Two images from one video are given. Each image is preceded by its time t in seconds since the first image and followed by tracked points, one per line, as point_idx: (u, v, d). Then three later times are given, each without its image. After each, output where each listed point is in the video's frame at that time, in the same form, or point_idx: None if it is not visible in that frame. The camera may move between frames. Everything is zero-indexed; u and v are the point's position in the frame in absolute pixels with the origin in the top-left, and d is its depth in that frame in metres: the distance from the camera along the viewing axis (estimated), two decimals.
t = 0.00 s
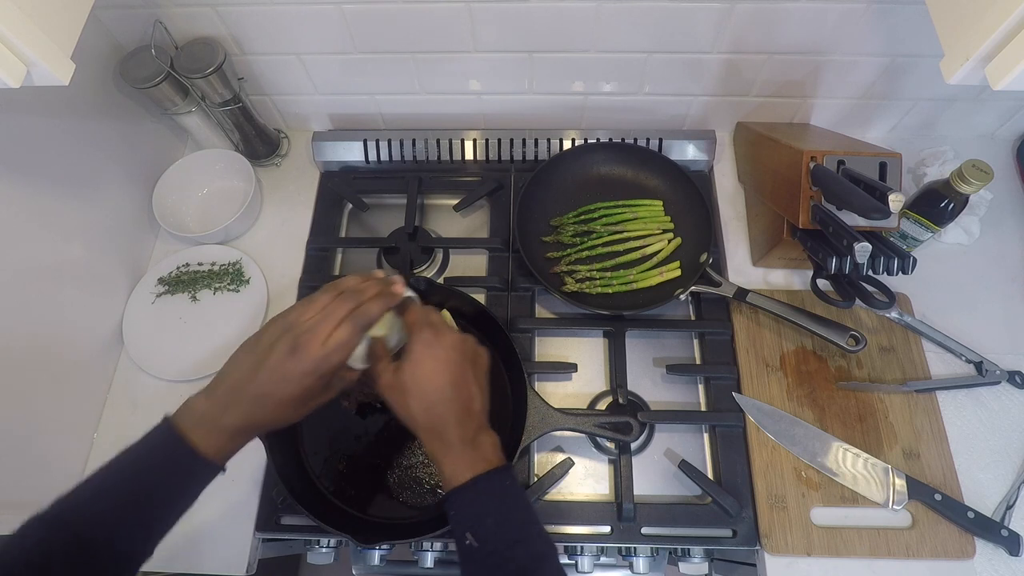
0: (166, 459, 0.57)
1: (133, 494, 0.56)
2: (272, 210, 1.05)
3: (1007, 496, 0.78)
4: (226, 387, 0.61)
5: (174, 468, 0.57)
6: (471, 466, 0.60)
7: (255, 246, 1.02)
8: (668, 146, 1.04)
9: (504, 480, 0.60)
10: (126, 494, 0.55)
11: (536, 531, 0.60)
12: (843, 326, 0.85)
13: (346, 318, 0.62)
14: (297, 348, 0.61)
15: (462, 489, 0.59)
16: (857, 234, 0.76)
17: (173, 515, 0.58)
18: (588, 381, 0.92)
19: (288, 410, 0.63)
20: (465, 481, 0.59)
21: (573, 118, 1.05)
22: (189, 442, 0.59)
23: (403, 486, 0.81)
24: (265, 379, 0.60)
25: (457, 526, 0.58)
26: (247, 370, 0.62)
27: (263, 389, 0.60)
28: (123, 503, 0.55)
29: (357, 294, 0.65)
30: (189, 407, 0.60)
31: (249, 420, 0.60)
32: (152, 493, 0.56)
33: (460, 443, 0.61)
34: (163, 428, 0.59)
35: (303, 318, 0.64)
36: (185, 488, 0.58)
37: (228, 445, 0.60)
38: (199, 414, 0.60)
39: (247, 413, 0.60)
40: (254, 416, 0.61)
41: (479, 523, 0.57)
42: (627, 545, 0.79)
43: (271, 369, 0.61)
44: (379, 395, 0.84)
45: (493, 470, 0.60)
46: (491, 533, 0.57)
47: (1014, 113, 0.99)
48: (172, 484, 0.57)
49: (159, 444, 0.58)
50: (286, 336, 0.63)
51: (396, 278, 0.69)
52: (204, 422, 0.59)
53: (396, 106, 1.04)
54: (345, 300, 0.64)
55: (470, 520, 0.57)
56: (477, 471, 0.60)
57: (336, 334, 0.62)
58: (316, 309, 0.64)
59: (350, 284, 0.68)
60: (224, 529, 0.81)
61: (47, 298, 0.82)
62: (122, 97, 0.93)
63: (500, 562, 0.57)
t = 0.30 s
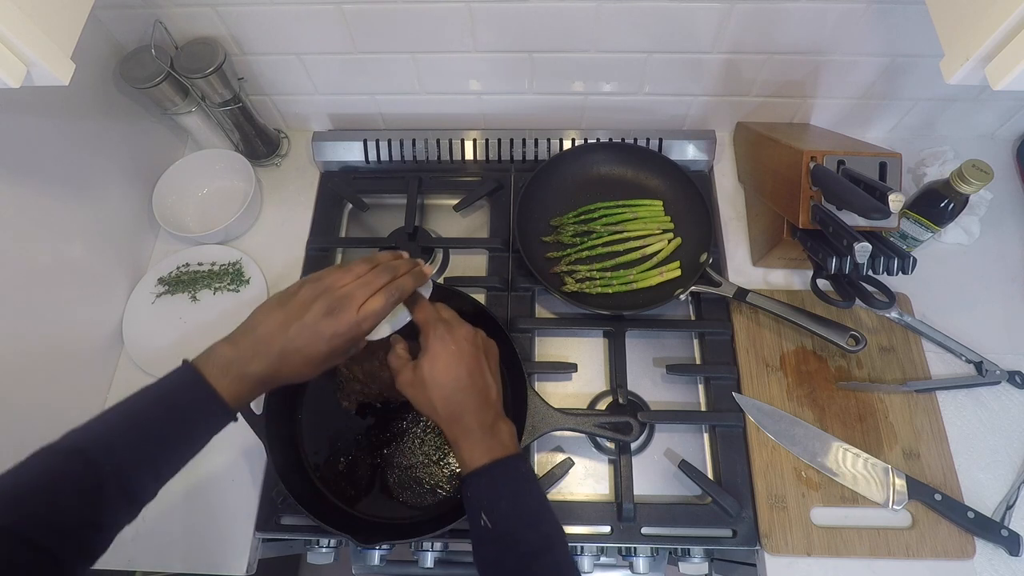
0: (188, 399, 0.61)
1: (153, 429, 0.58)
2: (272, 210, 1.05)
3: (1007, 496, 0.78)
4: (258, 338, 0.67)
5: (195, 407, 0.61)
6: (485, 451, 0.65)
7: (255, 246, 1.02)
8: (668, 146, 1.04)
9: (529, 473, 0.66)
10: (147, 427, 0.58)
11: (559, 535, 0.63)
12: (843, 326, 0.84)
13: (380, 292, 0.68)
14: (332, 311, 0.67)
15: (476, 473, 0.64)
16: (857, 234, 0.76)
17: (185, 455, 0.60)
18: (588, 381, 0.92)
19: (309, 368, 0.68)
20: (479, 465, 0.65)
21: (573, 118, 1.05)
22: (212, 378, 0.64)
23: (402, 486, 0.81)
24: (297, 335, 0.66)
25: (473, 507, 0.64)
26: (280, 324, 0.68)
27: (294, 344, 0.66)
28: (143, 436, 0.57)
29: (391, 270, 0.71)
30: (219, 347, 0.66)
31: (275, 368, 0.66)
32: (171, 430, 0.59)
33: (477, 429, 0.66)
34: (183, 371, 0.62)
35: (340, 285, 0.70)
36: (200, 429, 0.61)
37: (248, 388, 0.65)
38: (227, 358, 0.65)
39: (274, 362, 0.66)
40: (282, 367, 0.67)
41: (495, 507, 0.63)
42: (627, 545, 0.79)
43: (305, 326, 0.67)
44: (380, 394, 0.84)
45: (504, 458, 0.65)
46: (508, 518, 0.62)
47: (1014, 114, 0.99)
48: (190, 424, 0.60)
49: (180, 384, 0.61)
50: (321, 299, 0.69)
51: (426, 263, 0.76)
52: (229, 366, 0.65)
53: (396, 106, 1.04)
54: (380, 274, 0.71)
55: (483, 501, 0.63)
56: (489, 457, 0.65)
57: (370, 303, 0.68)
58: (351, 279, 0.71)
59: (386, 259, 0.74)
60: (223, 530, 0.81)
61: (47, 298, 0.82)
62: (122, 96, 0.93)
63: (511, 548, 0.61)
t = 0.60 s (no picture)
0: (188, 379, 0.63)
1: (154, 408, 0.60)
2: (272, 210, 1.05)
3: (1007, 496, 0.78)
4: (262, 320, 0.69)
5: (196, 387, 0.63)
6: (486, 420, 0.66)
7: (255, 246, 1.02)
8: (668, 146, 1.04)
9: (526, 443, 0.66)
10: (147, 407, 0.60)
11: (553, 504, 0.63)
12: (843, 326, 0.84)
13: (381, 276, 0.70)
14: (334, 294, 0.69)
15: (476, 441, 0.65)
16: (857, 234, 0.76)
17: (186, 434, 0.63)
18: (588, 381, 0.92)
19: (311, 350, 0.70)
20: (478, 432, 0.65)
21: (573, 118, 1.05)
22: (216, 359, 0.66)
23: (403, 486, 0.81)
24: (299, 318, 0.68)
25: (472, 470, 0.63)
26: (282, 307, 0.69)
27: (296, 327, 0.68)
28: (143, 415, 0.60)
29: (393, 256, 0.73)
30: (222, 329, 0.68)
31: (278, 350, 0.68)
32: (171, 410, 0.61)
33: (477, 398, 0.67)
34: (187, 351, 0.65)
35: (342, 270, 0.71)
36: (201, 408, 0.63)
37: (250, 368, 0.67)
38: (233, 339, 0.67)
39: (277, 344, 0.68)
40: (286, 349, 0.69)
41: (495, 471, 0.62)
42: (627, 545, 0.79)
43: (306, 309, 0.68)
44: (380, 394, 0.84)
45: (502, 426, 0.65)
46: (509, 483, 0.62)
47: (1014, 114, 0.99)
48: (191, 404, 0.63)
49: (181, 365, 0.63)
50: (323, 282, 0.70)
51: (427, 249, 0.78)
52: (232, 346, 0.67)
53: (396, 106, 1.04)
54: (382, 260, 0.72)
55: (484, 465, 0.62)
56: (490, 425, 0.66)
57: (372, 288, 0.70)
58: (352, 263, 0.72)
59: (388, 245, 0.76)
60: (223, 530, 0.81)
61: (47, 298, 0.82)
62: (122, 96, 0.93)
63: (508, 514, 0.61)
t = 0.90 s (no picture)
0: (196, 375, 0.63)
1: (162, 403, 0.60)
2: (272, 210, 1.05)
3: (1007, 496, 0.78)
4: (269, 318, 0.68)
5: (204, 384, 0.63)
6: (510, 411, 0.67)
7: (255, 246, 1.02)
8: (668, 146, 1.04)
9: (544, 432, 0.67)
10: (156, 401, 0.60)
11: (571, 500, 0.63)
12: (843, 326, 0.84)
13: (390, 281, 0.71)
14: (343, 298, 0.69)
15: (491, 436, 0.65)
16: (857, 234, 0.76)
17: (191, 431, 0.63)
18: (588, 381, 0.92)
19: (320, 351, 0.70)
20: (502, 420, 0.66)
21: (573, 118, 1.05)
22: (223, 356, 0.65)
23: (402, 486, 0.81)
24: (309, 319, 0.67)
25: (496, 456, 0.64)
26: (291, 308, 0.68)
27: (304, 329, 0.68)
28: (152, 410, 0.60)
29: (402, 262, 0.73)
30: (229, 327, 0.67)
31: (287, 350, 0.68)
32: (176, 407, 0.61)
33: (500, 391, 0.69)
34: (195, 346, 0.64)
35: (352, 273, 0.71)
36: (208, 405, 0.63)
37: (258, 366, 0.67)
38: (240, 338, 0.66)
39: (286, 343, 0.67)
40: (295, 349, 0.68)
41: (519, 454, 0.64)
42: (627, 545, 0.79)
43: (316, 311, 0.68)
44: (379, 394, 0.84)
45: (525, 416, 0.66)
46: (531, 468, 0.63)
47: (1014, 114, 0.99)
48: (199, 400, 0.63)
49: (189, 361, 0.63)
50: (332, 285, 0.70)
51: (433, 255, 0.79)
52: (238, 343, 0.66)
53: (396, 106, 1.04)
54: (391, 265, 0.73)
55: (511, 449, 0.63)
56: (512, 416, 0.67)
57: (381, 293, 0.70)
58: (362, 267, 0.72)
59: (396, 250, 0.76)
60: (223, 530, 0.81)
61: (48, 297, 0.82)
62: (122, 96, 0.93)
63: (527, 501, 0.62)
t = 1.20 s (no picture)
0: (200, 364, 0.63)
1: (167, 390, 0.60)
2: (272, 210, 1.05)
3: (1007, 496, 0.78)
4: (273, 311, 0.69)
5: (209, 373, 0.63)
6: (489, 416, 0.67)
7: (255, 246, 1.02)
8: (668, 146, 1.04)
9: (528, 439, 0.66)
10: (160, 389, 0.60)
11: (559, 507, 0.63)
12: (843, 326, 0.84)
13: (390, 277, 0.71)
14: (345, 292, 0.69)
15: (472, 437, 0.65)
16: (857, 234, 0.76)
17: (193, 421, 0.62)
18: (588, 381, 0.92)
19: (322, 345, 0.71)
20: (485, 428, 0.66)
21: (573, 118, 1.05)
22: (229, 346, 0.66)
23: (402, 486, 0.81)
24: (312, 313, 0.68)
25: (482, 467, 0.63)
26: (295, 302, 0.69)
27: (307, 322, 0.68)
28: (156, 396, 0.59)
29: (402, 260, 0.74)
30: (234, 318, 0.68)
31: (290, 343, 0.68)
32: (179, 395, 0.61)
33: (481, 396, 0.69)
34: (200, 336, 0.64)
35: (355, 269, 0.72)
36: (212, 395, 0.63)
37: (262, 358, 0.67)
38: (244, 330, 0.67)
39: (290, 336, 0.68)
40: (298, 341, 0.69)
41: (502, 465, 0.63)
42: (627, 545, 0.79)
43: (318, 305, 0.68)
44: (379, 394, 0.84)
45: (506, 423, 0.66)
46: (516, 477, 0.62)
47: (1014, 114, 0.99)
48: (203, 388, 0.62)
49: (194, 350, 0.63)
50: (335, 280, 0.71)
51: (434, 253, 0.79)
52: (241, 334, 0.67)
53: (397, 106, 1.04)
54: (393, 263, 0.73)
55: (494, 461, 0.62)
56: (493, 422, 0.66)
57: (382, 289, 0.70)
58: (364, 264, 0.73)
59: (398, 250, 0.77)
60: (223, 530, 0.81)
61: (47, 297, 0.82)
62: (121, 96, 0.93)
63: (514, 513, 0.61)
